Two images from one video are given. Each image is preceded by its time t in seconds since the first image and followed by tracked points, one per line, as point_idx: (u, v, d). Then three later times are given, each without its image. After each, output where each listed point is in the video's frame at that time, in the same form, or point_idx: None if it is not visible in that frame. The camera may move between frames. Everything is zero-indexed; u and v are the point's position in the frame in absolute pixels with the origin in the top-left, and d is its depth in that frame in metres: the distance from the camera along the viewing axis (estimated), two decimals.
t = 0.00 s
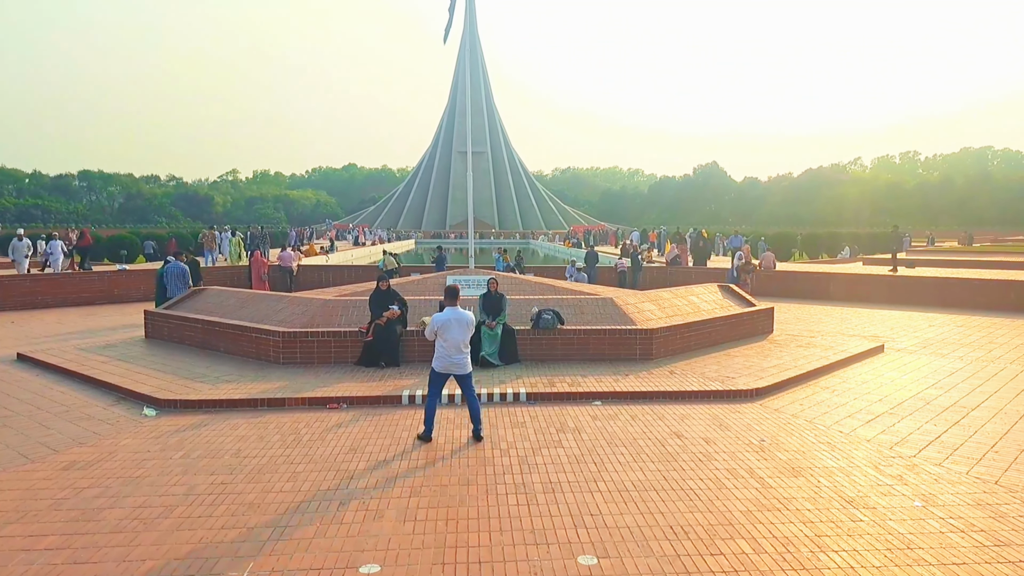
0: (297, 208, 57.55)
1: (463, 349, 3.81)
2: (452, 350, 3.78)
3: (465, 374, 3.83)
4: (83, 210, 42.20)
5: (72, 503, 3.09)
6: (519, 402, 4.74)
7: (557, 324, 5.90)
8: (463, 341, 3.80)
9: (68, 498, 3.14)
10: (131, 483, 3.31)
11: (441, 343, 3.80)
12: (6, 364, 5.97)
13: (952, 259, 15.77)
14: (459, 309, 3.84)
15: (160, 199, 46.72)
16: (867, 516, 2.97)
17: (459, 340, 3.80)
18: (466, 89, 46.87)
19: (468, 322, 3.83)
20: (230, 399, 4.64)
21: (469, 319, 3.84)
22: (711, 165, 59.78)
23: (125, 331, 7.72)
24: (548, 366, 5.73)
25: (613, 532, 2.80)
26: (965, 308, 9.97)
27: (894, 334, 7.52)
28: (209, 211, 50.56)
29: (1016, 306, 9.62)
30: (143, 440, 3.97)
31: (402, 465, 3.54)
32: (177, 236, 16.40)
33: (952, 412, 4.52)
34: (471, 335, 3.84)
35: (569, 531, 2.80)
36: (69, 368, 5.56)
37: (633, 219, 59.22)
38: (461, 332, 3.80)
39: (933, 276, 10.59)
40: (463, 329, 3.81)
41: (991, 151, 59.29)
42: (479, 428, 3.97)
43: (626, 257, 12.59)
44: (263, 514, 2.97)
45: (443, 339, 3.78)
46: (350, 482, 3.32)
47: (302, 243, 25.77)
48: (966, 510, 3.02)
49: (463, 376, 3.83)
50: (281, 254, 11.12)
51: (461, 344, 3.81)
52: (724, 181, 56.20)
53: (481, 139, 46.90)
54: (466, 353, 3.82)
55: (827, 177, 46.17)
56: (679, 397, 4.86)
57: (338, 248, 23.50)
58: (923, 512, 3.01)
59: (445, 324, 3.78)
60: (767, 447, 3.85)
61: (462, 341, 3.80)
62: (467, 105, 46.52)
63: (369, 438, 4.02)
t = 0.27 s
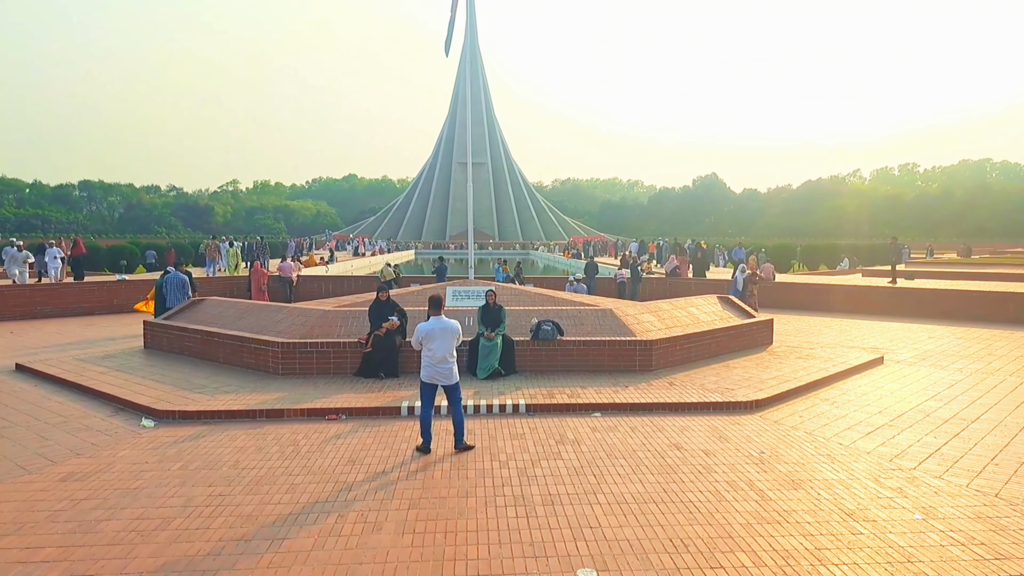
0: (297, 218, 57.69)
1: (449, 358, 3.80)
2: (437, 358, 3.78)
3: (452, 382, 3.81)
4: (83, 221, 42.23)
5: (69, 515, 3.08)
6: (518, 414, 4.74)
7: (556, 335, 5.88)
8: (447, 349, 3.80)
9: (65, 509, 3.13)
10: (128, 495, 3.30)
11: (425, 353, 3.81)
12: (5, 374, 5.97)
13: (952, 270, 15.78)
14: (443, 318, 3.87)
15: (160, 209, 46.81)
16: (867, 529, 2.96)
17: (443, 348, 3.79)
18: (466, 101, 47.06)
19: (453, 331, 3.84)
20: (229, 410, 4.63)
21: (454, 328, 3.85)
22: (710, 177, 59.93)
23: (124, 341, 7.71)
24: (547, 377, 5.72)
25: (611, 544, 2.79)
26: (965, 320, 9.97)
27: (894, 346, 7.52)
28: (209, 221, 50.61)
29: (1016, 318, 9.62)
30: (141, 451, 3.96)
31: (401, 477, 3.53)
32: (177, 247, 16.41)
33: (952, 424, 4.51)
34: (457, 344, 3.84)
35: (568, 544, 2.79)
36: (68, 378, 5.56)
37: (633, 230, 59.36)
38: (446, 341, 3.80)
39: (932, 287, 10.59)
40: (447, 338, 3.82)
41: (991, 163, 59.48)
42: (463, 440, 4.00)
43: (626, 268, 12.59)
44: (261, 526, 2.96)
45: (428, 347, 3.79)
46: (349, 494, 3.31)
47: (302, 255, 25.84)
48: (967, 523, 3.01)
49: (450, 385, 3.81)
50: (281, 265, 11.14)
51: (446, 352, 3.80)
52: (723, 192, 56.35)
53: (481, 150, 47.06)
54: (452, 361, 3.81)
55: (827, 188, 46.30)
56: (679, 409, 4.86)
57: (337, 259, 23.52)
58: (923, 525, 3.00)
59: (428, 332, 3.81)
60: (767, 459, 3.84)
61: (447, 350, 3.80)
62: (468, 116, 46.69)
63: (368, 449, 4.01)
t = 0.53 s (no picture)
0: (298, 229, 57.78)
1: (444, 370, 3.78)
2: (432, 369, 3.77)
3: (447, 393, 3.79)
4: (84, 231, 42.27)
5: (66, 528, 3.05)
6: (518, 426, 4.71)
7: (557, 346, 5.87)
8: (443, 360, 3.79)
9: (62, 523, 3.11)
10: (126, 508, 3.27)
11: (421, 364, 3.80)
12: (3, 386, 5.94)
13: (952, 281, 15.77)
14: (438, 329, 3.85)
15: (161, 220, 46.88)
16: (871, 543, 2.93)
17: (438, 358, 3.78)
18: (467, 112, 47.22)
19: (448, 341, 3.82)
20: (227, 422, 4.61)
21: (449, 338, 3.83)
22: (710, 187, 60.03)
23: (123, 352, 7.69)
24: (547, 389, 5.70)
25: (613, 558, 2.76)
26: (966, 331, 9.96)
27: (895, 357, 7.49)
28: (210, 232, 50.64)
29: (1017, 329, 9.60)
30: (140, 463, 3.94)
31: (400, 490, 3.51)
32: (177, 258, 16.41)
33: (954, 436, 4.48)
34: (452, 355, 3.83)
35: (569, 558, 2.77)
36: (66, 390, 5.53)
37: (633, 241, 59.41)
38: (441, 352, 3.79)
39: (932, 298, 10.58)
40: (443, 349, 3.80)
41: (990, 173, 59.61)
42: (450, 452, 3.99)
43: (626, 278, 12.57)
44: (259, 540, 2.93)
45: (423, 359, 3.78)
46: (347, 507, 3.28)
47: (302, 265, 25.84)
48: (971, 537, 2.99)
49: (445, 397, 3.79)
50: (281, 275, 11.14)
51: (442, 362, 3.79)
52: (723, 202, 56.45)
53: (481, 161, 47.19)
54: (447, 371, 3.80)
55: (827, 199, 46.37)
56: (680, 421, 4.83)
57: (337, 269, 23.53)
58: (926, 539, 2.97)
59: (423, 343, 3.79)
60: (769, 472, 3.82)
61: (442, 361, 3.78)
62: (468, 127, 46.86)
63: (367, 461, 3.98)
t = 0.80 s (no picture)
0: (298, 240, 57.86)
1: (445, 382, 3.79)
2: (434, 380, 3.77)
3: (445, 405, 3.80)
4: (84, 242, 42.32)
5: (66, 539, 3.05)
6: (517, 438, 4.71)
7: (556, 357, 5.87)
8: (445, 371, 3.79)
9: (61, 534, 3.10)
10: (125, 519, 3.27)
11: (423, 374, 3.80)
12: (3, 397, 5.94)
13: (952, 292, 15.78)
14: (441, 340, 3.85)
15: (161, 231, 46.96)
16: (871, 555, 2.93)
17: (441, 369, 3.79)
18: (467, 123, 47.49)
19: (451, 353, 3.83)
20: (227, 433, 4.61)
21: (452, 349, 3.83)
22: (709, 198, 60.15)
23: (123, 363, 7.69)
24: (546, 400, 5.69)
25: (613, 570, 2.76)
26: (966, 342, 9.96)
27: (895, 368, 7.49)
28: (210, 242, 50.70)
29: (1016, 340, 9.61)
30: (140, 475, 3.93)
31: (400, 502, 3.50)
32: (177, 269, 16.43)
33: (955, 448, 4.48)
34: (453, 367, 3.84)
35: (569, 570, 2.76)
36: (66, 400, 5.53)
37: (633, 251, 59.48)
38: (442, 363, 3.80)
39: (932, 310, 10.58)
40: (445, 361, 3.81)
41: (989, 185, 59.77)
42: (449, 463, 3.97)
43: (626, 289, 12.59)
44: (258, 552, 2.93)
45: (425, 369, 3.78)
46: (346, 519, 3.28)
47: (303, 276, 25.86)
48: (971, 549, 2.98)
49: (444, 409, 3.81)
50: (281, 286, 11.15)
51: (443, 374, 3.80)
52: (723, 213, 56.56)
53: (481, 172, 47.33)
54: (448, 384, 3.81)
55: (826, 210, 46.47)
56: (679, 433, 4.83)
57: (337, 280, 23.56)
58: (927, 551, 2.97)
59: (426, 353, 3.80)
60: (769, 484, 3.81)
61: (444, 373, 3.79)
62: (468, 138, 47.03)
63: (366, 473, 3.98)
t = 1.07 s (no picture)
0: (298, 251, 57.94)
1: (435, 394, 3.78)
2: (424, 393, 3.76)
3: (436, 418, 3.79)
4: (85, 253, 42.36)
5: (64, 553, 3.03)
6: (517, 449, 4.70)
7: (557, 368, 5.86)
8: (434, 384, 3.78)
9: (59, 548, 3.09)
10: (124, 532, 3.26)
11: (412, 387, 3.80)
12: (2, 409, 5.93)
13: (952, 302, 15.78)
14: (430, 352, 3.85)
15: (161, 242, 47.03)
16: (874, 567, 2.91)
17: (430, 382, 3.78)
18: (468, 135, 47.71)
19: (440, 366, 3.83)
20: (226, 445, 4.60)
21: (441, 362, 3.83)
22: (709, 209, 60.30)
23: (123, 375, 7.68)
24: (546, 411, 5.68)
25: None
26: (966, 353, 9.95)
27: (896, 379, 7.49)
28: (211, 253, 50.75)
29: (1017, 351, 9.60)
30: (139, 487, 3.92)
31: (400, 514, 3.49)
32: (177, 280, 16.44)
33: (956, 459, 4.47)
34: (443, 379, 3.83)
35: None
36: (65, 413, 5.52)
37: (633, 262, 59.54)
38: (432, 376, 3.79)
39: (932, 320, 10.58)
40: (434, 373, 3.80)
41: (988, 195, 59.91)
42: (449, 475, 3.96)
43: (626, 299, 12.59)
44: (257, 565, 2.91)
45: (414, 382, 3.78)
46: (346, 532, 3.26)
47: (303, 286, 25.89)
48: (974, 561, 2.97)
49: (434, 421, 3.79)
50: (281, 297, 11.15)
51: (433, 386, 3.79)
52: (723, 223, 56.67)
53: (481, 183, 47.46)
54: (438, 396, 3.79)
55: (826, 220, 46.55)
56: (680, 444, 4.82)
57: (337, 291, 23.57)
58: (930, 563, 2.95)
59: (416, 366, 3.79)
60: (771, 496, 3.80)
61: (433, 385, 3.78)
62: (468, 149, 47.18)
63: (366, 485, 3.97)
